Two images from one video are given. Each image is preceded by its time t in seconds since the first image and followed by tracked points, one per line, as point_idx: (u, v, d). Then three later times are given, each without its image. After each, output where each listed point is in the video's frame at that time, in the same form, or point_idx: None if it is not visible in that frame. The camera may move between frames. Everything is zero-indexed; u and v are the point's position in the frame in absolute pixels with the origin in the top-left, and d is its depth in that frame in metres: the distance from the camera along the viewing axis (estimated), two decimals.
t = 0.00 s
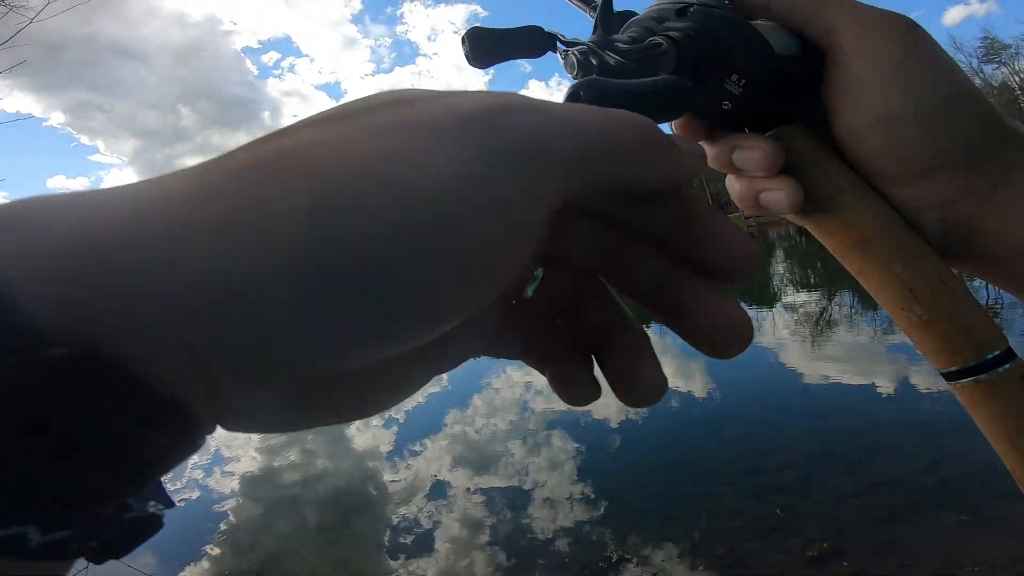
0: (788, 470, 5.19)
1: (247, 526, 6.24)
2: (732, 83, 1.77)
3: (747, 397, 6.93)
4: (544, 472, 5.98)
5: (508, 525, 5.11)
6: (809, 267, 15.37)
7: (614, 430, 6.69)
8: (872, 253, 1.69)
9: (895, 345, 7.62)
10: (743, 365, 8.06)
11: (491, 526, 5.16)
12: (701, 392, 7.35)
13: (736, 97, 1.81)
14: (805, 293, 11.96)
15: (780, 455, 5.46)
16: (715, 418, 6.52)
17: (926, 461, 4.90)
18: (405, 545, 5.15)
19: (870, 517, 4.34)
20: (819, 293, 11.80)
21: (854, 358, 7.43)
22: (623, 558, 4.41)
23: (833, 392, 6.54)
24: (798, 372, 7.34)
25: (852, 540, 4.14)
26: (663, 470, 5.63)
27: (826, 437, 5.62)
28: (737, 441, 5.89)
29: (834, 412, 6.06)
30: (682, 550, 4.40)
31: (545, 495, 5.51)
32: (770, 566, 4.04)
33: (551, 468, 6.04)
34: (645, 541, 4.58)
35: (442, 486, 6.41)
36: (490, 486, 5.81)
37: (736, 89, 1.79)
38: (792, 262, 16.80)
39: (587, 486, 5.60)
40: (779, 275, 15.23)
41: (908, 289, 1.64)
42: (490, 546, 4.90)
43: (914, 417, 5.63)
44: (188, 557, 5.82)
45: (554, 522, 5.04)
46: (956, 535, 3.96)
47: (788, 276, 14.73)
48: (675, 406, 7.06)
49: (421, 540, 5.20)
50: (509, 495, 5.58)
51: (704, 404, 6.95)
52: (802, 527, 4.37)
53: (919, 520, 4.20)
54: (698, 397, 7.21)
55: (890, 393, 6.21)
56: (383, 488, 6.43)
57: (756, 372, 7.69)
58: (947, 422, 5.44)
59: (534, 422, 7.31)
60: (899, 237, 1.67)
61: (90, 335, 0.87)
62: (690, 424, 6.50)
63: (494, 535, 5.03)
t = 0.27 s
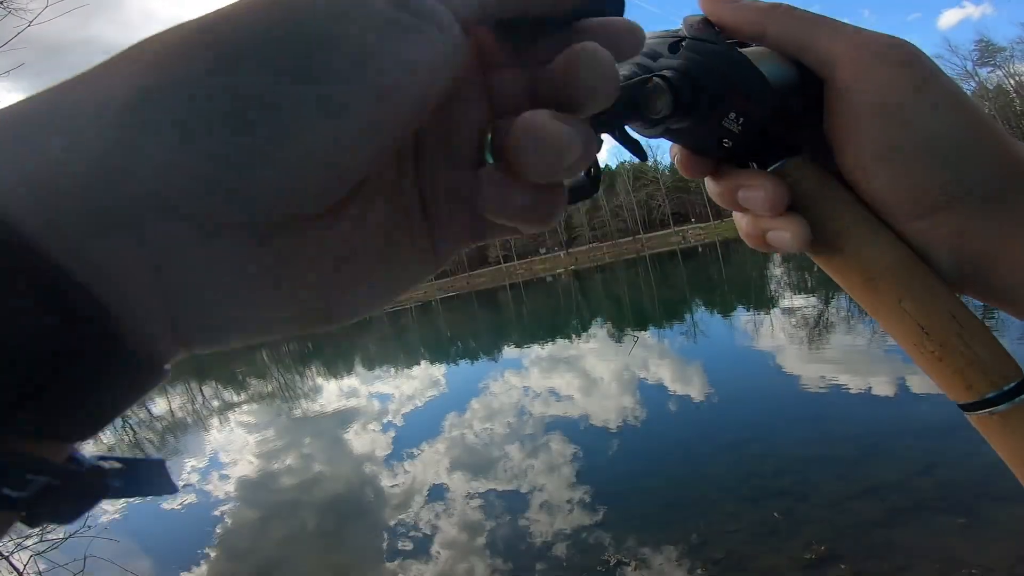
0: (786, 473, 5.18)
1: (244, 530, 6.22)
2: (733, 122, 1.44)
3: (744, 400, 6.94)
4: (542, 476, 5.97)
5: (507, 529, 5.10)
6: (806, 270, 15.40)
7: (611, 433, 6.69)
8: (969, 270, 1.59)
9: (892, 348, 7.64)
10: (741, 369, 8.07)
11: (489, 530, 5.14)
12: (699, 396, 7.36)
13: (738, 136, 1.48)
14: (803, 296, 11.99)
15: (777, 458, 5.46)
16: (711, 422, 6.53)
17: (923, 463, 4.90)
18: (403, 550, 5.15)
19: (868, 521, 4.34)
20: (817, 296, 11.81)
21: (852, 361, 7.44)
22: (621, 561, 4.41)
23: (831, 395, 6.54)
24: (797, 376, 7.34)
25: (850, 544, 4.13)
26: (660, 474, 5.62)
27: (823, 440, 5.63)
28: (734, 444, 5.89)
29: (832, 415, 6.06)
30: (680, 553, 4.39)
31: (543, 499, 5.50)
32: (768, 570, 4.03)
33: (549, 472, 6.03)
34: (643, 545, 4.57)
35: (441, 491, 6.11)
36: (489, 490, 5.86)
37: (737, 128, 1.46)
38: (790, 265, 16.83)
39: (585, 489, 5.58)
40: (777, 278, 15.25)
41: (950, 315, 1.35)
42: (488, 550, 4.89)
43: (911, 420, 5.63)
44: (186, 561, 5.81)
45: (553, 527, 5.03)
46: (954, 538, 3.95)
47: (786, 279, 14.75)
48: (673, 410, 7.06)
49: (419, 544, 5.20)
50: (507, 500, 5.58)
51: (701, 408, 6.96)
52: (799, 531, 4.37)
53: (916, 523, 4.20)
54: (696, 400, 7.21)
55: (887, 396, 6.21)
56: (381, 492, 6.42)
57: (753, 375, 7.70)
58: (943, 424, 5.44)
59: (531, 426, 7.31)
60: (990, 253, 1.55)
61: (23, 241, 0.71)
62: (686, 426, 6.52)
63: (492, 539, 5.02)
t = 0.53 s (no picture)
0: (784, 476, 5.19)
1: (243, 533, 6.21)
2: (742, 157, 1.76)
3: (743, 403, 6.95)
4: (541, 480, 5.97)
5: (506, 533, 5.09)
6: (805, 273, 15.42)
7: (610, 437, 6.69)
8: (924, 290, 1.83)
9: (891, 351, 7.65)
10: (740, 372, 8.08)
11: (487, 534, 5.13)
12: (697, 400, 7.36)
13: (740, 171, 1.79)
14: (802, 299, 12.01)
15: (775, 461, 5.47)
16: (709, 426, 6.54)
17: (921, 465, 4.91)
18: (402, 554, 5.13)
19: (866, 522, 4.35)
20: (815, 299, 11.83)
21: (850, 365, 7.45)
22: (620, 565, 4.41)
23: (829, 398, 6.55)
24: (795, 379, 7.35)
25: (848, 546, 4.14)
26: (659, 477, 5.63)
27: (821, 442, 5.64)
28: (732, 447, 5.90)
29: (830, 418, 6.07)
30: (679, 557, 4.39)
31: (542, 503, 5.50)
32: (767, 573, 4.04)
33: (548, 476, 6.03)
34: (643, 548, 4.57)
35: (439, 496, 6.08)
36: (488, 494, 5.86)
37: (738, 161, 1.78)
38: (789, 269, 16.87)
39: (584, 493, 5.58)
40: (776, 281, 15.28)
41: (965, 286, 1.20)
42: (487, 554, 4.88)
43: (909, 422, 5.64)
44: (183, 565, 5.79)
45: (552, 530, 5.01)
46: (952, 539, 3.96)
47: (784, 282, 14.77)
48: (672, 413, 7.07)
49: (416, 545, 5.17)
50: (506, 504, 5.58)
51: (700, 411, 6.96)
52: (798, 533, 4.37)
53: (914, 524, 4.20)
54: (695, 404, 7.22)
55: (886, 399, 6.22)
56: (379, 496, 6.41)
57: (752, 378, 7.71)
58: (941, 426, 5.45)
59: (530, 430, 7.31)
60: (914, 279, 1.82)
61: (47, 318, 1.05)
62: (685, 430, 6.53)
63: (491, 542, 5.01)
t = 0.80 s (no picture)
0: (781, 479, 5.20)
1: (239, 537, 6.19)
2: None
3: (739, 406, 6.96)
4: (538, 483, 5.96)
5: (504, 537, 5.08)
6: (801, 276, 15.49)
7: (607, 440, 6.70)
8: None
9: (887, 353, 7.68)
10: (737, 375, 8.10)
11: (485, 539, 5.11)
12: (694, 403, 7.37)
13: None
14: (798, 302, 12.05)
15: (772, 464, 5.47)
16: (706, 428, 6.55)
17: (917, 468, 4.92)
18: (399, 558, 5.12)
19: (862, 524, 4.35)
20: (811, 302, 11.87)
21: (846, 367, 7.48)
22: (616, 568, 4.40)
23: (826, 401, 6.57)
24: (792, 382, 7.37)
25: (845, 548, 4.14)
26: (656, 480, 5.63)
27: (817, 445, 5.65)
28: (729, 450, 5.91)
29: (825, 421, 6.09)
30: (677, 559, 4.39)
31: (539, 507, 5.49)
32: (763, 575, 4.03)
33: (546, 479, 6.02)
34: (640, 551, 4.56)
35: (437, 499, 6.07)
36: (484, 498, 5.85)
37: None
38: (785, 272, 16.92)
39: (582, 496, 5.58)
40: (772, 285, 15.33)
41: None
42: (484, 557, 4.87)
43: (905, 425, 5.66)
44: (179, 569, 5.77)
45: (549, 534, 5.01)
46: (947, 541, 3.97)
47: (781, 285, 14.82)
48: (669, 416, 7.08)
49: (415, 552, 5.17)
50: (504, 507, 5.57)
51: (697, 414, 6.97)
52: (794, 536, 4.38)
53: (910, 527, 4.21)
54: (692, 406, 7.23)
55: (882, 402, 6.24)
56: (376, 500, 6.40)
57: (749, 381, 7.73)
58: (936, 429, 5.47)
59: (527, 433, 7.31)
60: None
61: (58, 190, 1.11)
62: (682, 433, 6.54)
63: (488, 546, 5.00)
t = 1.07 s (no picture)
0: (778, 480, 5.21)
1: (237, 543, 6.16)
2: None
3: (737, 408, 6.98)
4: (537, 487, 5.96)
5: (502, 541, 5.08)
6: (797, 277, 15.54)
7: (605, 443, 6.70)
8: None
9: (883, 353, 7.71)
10: (734, 377, 8.12)
11: (484, 543, 5.10)
12: (692, 405, 7.38)
13: None
14: (794, 303, 12.10)
15: (769, 466, 5.49)
16: (704, 430, 6.56)
17: (913, 468, 4.94)
18: (398, 563, 5.11)
19: (859, 525, 4.37)
20: (807, 303, 11.92)
21: (843, 368, 7.51)
22: (615, 571, 4.40)
23: (822, 402, 6.59)
24: (789, 383, 7.39)
25: (842, 549, 4.15)
26: (654, 483, 5.64)
27: (814, 446, 5.67)
28: (727, 452, 5.92)
29: (822, 422, 6.12)
30: (676, 561, 4.40)
31: (538, 510, 5.49)
32: None
33: (544, 482, 6.02)
34: (638, 554, 4.57)
35: (435, 504, 6.06)
36: (483, 502, 5.84)
37: None
38: (781, 273, 16.98)
39: (580, 499, 5.58)
40: (768, 286, 15.38)
41: None
42: (483, 561, 4.86)
43: (902, 425, 5.69)
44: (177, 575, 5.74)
45: (548, 538, 5.01)
46: (945, 541, 3.98)
47: (777, 287, 14.87)
48: (667, 419, 7.09)
49: (414, 557, 5.16)
50: (503, 511, 5.57)
51: (694, 416, 6.99)
52: (792, 537, 4.39)
53: (907, 527, 4.22)
54: (689, 408, 7.24)
55: (878, 402, 6.27)
56: (375, 504, 6.38)
57: (746, 383, 7.75)
58: (932, 429, 5.49)
59: (526, 437, 7.31)
60: None
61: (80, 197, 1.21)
62: (680, 435, 6.55)
63: (487, 550, 4.99)
